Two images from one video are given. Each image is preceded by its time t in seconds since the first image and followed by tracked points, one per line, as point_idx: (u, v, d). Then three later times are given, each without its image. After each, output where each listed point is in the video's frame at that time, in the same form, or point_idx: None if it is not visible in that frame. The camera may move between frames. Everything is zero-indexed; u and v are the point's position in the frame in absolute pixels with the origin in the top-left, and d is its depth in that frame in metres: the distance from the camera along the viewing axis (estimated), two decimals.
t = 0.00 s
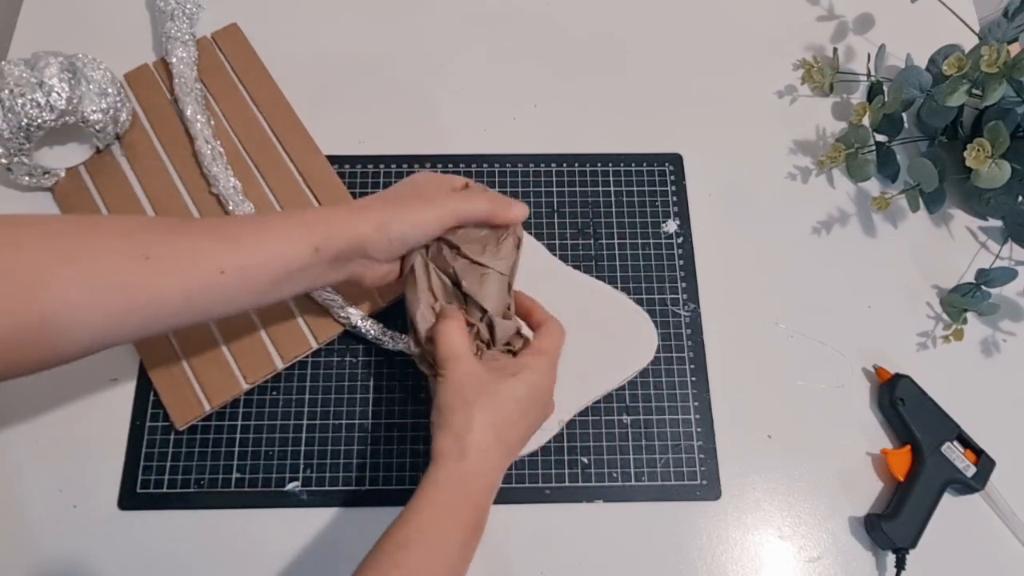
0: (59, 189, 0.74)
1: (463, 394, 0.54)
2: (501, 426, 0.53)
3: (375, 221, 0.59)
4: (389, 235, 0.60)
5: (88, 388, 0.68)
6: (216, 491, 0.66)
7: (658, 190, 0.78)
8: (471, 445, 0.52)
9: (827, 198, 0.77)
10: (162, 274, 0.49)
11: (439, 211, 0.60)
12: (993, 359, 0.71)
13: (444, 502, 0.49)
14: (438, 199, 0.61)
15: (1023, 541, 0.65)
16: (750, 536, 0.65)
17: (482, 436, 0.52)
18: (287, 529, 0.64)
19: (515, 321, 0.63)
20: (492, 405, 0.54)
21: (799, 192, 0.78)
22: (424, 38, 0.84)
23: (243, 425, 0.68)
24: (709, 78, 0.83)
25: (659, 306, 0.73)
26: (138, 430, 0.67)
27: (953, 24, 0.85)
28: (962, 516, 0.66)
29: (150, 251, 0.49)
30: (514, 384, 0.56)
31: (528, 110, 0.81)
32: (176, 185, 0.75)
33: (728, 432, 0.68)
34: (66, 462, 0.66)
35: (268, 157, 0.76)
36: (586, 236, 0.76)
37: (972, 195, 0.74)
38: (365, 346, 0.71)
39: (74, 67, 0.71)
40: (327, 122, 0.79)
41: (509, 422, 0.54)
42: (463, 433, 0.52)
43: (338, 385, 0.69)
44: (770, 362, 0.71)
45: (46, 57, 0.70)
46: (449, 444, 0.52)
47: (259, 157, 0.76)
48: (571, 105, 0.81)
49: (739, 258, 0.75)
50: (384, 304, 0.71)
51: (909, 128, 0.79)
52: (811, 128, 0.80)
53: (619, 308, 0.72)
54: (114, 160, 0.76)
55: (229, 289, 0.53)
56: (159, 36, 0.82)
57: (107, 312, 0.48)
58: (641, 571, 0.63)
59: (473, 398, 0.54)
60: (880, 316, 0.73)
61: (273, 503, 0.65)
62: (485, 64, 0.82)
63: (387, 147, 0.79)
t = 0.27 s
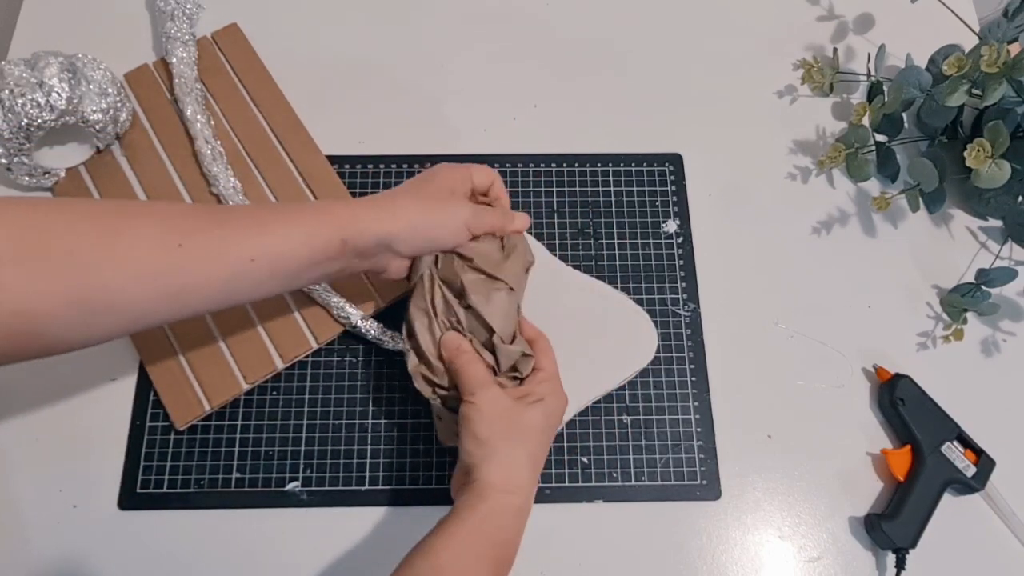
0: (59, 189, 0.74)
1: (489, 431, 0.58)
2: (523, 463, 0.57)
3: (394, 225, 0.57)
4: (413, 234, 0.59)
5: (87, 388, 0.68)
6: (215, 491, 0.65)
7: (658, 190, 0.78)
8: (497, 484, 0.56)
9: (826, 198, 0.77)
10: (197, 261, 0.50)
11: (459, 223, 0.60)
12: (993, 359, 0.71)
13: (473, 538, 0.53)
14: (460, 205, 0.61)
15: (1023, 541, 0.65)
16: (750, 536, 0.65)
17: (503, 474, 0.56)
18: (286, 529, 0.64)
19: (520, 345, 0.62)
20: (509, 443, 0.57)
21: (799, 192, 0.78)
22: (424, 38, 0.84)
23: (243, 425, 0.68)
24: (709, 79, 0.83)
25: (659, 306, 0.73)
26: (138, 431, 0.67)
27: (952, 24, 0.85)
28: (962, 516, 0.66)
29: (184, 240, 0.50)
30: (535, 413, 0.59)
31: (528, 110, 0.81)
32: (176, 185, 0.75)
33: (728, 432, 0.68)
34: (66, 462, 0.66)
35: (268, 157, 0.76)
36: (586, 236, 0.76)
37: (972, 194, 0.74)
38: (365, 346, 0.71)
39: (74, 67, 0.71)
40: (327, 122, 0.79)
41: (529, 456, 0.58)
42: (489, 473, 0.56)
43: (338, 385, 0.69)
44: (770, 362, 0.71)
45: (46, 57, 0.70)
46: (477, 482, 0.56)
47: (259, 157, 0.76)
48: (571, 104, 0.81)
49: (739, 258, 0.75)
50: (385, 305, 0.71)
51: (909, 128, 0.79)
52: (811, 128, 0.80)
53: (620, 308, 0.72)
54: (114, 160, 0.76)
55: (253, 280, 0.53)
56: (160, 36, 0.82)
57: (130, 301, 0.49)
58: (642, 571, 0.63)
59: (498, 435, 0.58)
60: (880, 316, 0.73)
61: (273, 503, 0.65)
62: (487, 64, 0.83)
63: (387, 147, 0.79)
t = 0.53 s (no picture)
0: (59, 189, 0.74)
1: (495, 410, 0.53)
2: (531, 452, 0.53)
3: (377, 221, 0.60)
4: (396, 224, 0.61)
5: (87, 388, 0.68)
6: (215, 491, 0.65)
7: (658, 190, 0.78)
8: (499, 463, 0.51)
9: (827, 198, 0.77)
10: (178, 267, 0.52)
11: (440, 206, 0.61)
12: (993, 359, 0.71)
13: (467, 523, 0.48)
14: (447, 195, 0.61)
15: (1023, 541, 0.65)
16: (750, 536, 0.65)
17: (507, 457, 0.51)
18: (286, 529, 0.64)
19: (542, 332, 0.58)
20: (516, 426, 0.53)
21: (799, 192, 0.78)
22: (424, 38, 0.84)
23: (243, 425, 0.68)
24: (709, 78, 0.83)
25: (659, 306, 0.73)
26: (138, 431, 0.67)
27: (953, 24, 0.85)
28: (962, 516, 0.66)
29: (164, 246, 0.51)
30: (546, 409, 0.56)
31: (527, 110, 0.81)
32: (176, 185, 0.75)
33: (728, 432, 0.68)
34: (66, 462, 0.66)
35: (268, 158, 0.76)
36: (586, 236, 0.76)
37: (972, 194, 0.74)
38: (365, 346, 0.71)
39: (74, 67, 0.71)
40: (327, 122, 0.79)
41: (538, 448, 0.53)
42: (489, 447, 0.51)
43: (338, 385, 0.69)
44: (770, 362, 0.71)
45: (46, 57, 0.70)
46: (473, 455, 0.50)
47: (259, 158, 0.76)
48: (571, 104, 0.81)
49: (739, 258, 0.75)
50: (385, 305, 0.71)
51: (909, 128, 0.79)
52: (811, 128, 0.80)
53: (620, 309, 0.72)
54: (114, 160, 0.76)
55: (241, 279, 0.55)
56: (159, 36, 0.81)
57: (122, 301, 0.50)
58: (642, 571, 0.63)
59: (504, 417, 0.53)
60: (879, 316, 0.73)
61: (273, 503, 0.65)
62: (487, 64, 0.83)
63: (387, 147, 0.79)
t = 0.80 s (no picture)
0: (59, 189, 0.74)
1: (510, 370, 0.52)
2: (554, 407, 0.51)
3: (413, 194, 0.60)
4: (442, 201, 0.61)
5: (87, 388, 0.68)
6: (215, 491, 0.65)
7: (658, 190, 0.78)
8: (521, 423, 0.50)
9: (827, 198, 0.77)
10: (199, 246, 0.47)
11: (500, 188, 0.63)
12: (993, 359, 0.71)
13: (494, 489, 0.46)
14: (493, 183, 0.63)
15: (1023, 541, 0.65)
16: (750, 536, 0.65)
17: (515, 423, 0.50)
18: (285, 529, 0.64)
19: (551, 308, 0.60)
20: (526, 390, 0.51)
21: (799, 192, 0.78)
22: (424, 38, 0.84)
23: (243, 424, 0.68)
24: (709, 79, 0.83)
25: (659, 305, 0.73)
26: (137, 432, 0.67)
27: (953, 24, 0.85)
28: (962, 516, 0.66)
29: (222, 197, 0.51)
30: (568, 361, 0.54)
31: (528, 110, 0.81)
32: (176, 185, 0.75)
33: (728, 432, 0.68)
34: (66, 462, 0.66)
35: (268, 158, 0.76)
36: (586, 236, 0.76)
37: (972, 195, 0.74)
38: (365, 346, 0.71)
39: (74, 67, 0.71)
40: (327, 122, 0.79)
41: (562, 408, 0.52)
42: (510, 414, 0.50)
43: (338, 385, 0.69)
44: (770, 362, 0.71)
45: (46, 57, 0.70)
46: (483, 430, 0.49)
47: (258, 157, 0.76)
48: (571, 105, 0.81)
49: (739, 258, 0.75)
50: (385, 306, 0.71)
51: (909, 128, 0.79)
52: (811, 128, 0.80)
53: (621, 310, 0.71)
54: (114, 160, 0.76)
55: (291, 238, 0.55)
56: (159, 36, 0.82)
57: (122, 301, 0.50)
58: (642, 572, 0.63)
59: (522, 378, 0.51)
60: (880, 316, 0.73)
61: (273, 503, 0.65)
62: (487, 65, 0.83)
63: (387, 147, 0.79)
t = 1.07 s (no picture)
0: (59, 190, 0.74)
1: (513, 383, 0.51)
2: (558, 416, 0.50)
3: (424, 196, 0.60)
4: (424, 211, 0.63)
5: (87, 389, 0.68)
6: (214, 492, 0.65)
7: (658, 190, 0.78)
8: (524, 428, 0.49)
9: (827, 198, 0.77)
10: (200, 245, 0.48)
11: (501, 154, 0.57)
12: (993, 359, 0.71)
13: (499, 491, 0.45)
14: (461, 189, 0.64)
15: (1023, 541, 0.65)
16: (750, 536, 0.65)
17: (535, 420, 0.49)
18: (285, 529, 0.64)
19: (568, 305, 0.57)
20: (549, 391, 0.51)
21: (799, 192, 0.78)
22: (424, 38, 0.84)
23: (243, 425, 0.68)
24: (709, 79, 0.83)
25: (659, 306, 0.73)
26: (137, 432, 0.67)
27: (953, 24, 0.85)
28: (962, 516, 0.66)
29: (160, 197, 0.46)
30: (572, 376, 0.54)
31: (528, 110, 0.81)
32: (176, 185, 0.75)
33: (728, 432, 0.68)
34: (66, 462, 0.66)
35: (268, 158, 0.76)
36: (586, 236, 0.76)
37: (972, 195, 0.74)
38: (365, 346, 0.71)
39: (74, 67, 0.71)
40: (327, 122, 0.79)
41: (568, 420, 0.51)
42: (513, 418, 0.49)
43: (339, 385, 0.69)
44: (770, 362, 0.71)
45: (46, 57, 0.70)
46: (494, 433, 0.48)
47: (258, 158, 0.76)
48: (571, 105, 0.81)
49: (739, 258, 0.75)
50: (385, 306, 0.72)
51: (909, 128, 0.79)
52: (811, 128, 0.80)
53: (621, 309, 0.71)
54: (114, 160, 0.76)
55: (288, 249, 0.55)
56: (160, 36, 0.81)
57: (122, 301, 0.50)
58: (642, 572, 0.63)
59: (526, 387, 0.51)
60: (880, 316, 0.73)
61: (273, 503, 0.65)
62: (487, 65, 0.82)
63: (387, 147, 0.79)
